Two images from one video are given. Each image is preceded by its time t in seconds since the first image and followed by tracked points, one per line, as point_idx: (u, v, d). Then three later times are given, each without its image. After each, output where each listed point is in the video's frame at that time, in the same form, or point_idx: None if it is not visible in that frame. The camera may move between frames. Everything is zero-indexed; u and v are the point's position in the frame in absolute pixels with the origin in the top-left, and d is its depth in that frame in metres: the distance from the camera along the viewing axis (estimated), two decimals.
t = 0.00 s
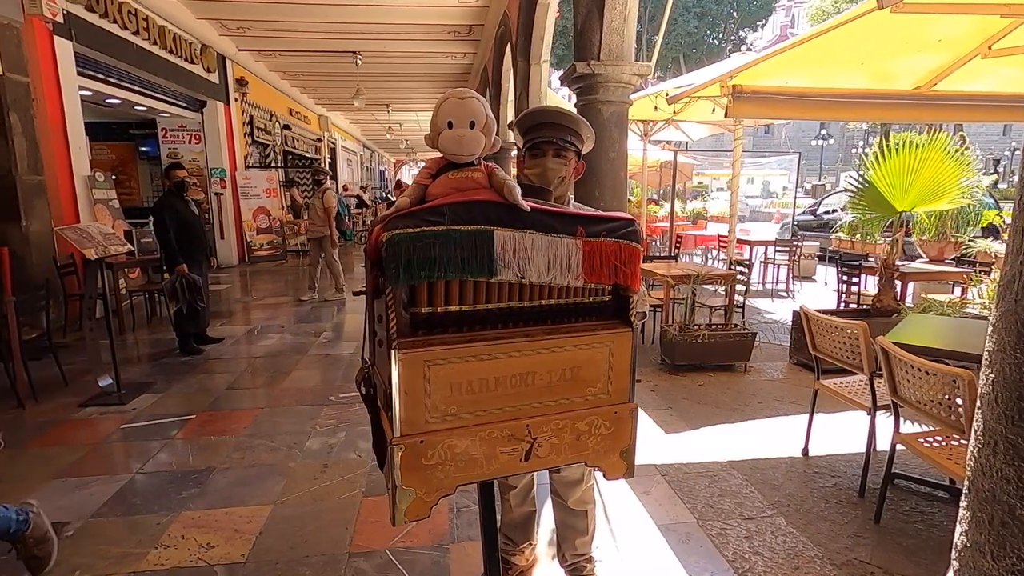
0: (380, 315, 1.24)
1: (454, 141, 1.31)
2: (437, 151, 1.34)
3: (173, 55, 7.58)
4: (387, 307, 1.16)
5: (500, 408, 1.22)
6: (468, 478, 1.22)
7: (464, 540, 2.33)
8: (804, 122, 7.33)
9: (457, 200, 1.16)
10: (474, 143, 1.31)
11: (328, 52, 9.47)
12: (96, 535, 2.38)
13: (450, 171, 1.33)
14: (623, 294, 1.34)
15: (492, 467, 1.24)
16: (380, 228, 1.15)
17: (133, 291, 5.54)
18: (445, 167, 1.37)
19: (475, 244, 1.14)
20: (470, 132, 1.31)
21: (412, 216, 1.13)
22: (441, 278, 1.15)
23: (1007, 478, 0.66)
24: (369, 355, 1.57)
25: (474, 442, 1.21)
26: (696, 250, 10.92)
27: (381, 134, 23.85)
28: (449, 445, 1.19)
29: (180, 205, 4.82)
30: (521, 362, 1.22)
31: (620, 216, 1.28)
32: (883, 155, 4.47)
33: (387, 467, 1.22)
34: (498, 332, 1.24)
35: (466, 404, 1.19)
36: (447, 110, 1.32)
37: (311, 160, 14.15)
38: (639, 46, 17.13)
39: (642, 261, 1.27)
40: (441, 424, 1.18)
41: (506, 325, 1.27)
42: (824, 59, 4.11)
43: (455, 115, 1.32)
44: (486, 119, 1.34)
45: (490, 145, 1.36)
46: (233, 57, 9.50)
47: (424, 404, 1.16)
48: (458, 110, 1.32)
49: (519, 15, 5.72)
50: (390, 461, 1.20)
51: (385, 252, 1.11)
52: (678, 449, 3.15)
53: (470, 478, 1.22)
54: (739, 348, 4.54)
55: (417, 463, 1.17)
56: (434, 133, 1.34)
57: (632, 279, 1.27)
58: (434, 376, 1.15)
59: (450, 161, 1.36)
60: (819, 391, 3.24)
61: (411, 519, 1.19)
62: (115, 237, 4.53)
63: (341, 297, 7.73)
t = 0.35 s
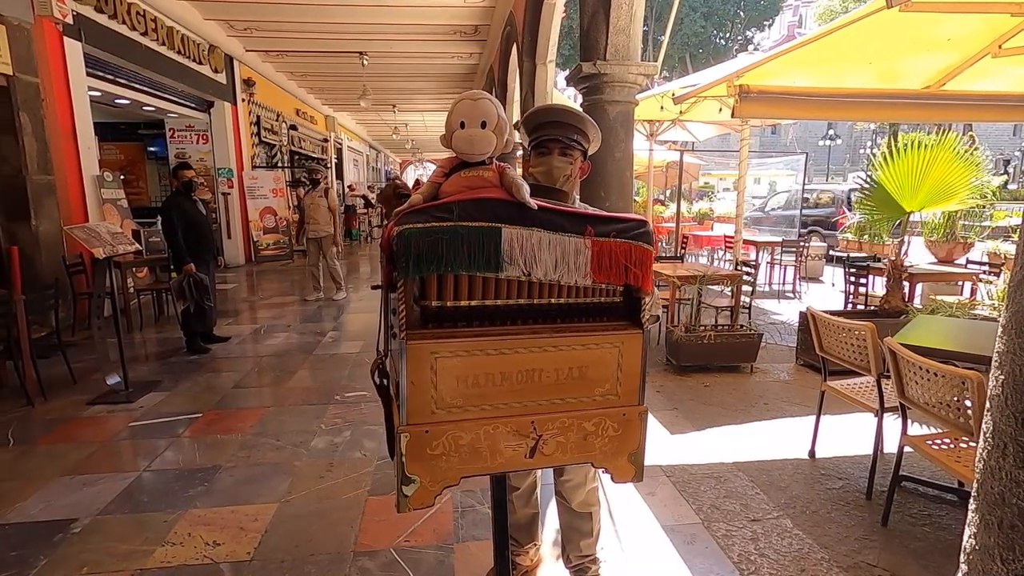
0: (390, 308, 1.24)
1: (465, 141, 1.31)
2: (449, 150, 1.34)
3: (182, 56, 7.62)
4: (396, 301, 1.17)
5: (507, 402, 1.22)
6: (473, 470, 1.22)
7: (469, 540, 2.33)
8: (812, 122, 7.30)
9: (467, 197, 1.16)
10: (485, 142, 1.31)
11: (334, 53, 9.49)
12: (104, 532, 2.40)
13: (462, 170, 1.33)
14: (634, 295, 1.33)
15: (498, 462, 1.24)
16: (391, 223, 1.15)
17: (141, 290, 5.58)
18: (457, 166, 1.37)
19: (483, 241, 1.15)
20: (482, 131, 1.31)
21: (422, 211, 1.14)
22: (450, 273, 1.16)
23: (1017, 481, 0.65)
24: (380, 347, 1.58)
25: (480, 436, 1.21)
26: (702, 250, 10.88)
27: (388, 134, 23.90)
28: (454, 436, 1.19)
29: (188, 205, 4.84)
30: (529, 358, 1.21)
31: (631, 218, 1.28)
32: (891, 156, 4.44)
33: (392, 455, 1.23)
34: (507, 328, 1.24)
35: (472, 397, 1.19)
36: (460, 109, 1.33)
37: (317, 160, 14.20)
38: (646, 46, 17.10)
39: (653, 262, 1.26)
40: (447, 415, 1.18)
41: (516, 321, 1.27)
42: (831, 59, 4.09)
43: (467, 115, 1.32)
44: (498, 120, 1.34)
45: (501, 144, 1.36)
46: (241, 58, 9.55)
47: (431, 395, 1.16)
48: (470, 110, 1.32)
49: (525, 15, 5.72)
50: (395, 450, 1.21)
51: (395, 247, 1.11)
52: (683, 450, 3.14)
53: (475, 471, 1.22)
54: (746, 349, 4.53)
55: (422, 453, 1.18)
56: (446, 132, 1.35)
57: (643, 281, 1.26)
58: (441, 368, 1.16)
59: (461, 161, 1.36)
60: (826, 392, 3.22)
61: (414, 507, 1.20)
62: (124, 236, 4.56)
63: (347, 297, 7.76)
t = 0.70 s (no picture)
0: (388, 313, 1.24)
1: (465, 141, 1.31)
2: (447, 151, 1.34)
3: (184, 56, 7.64)
4: (395, 306, 1.16)
5: (507, 407, 1.22)
6: (474, 477, 1.22)
7: (469, 540, 2.34)
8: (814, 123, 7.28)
9: (466, 200, 1.16)
10: (484, 143, 1.31)
11: (336, 53, 9.51)
12: (105, 531, 2.41)
13: (460, 170, 1.33)
14: (633, 296, 1.33)
15: (499, 467, 1.24)
16: (390, 227, 1.15)
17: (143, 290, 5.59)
18: (455, 167, 1.37)
19: (483, 244, 1.14)
20: (481, 131, 1.31)
21: (421, 214, 1.13)
22: (450, 277, 1.15)
23: (1016, 483, 0.65)
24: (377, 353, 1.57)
25: (481, 442, 1.21)
26: (704, 251, 10.87)
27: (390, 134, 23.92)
28: (455, 443, 1.19)
29: (190, 205, 4.85)
30: (529, 362, 1.21)
31: (631, 218, 1.28)
32: (893, 157, 4.43)
33: (392, 465, 1.23)
34: (506, 332, 1.24)
35: (472, 403, 1.19)
36: (459, 109, 1.33)
37: (319, 160, 14.21)
38: (648, 46, 17.09)
39: (652, 262, 1.27)
40: (448, 422, 1.18)
41: (515, 324, 1.27)
42: (833, 59, 4.09)
43: (465, 114, 1.32)
44: (496, 120, 1.35)
45: (500, 144, 1.36)
46: (243, 58, 9.57)
47: (431, 402, 1.16)
48: (469, 110, 1.32)
49: (527, 15, 5.73)
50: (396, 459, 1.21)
51: (394, 251, 1.10)
52: (684, 450, 3.14)
53: (476, 477, 1.22)
54: (747, 349, 4.52)
55: (423, 461, 1.17)
56: (445, 132, 1.35)
57: (641, 281, 1.27)
58: (441, 375, 1.16)
59: (460, 161, 1.36)
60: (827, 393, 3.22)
61: (416, 516, 1.19)
62: (126, 236, 4.57)
63: (348, 297, 7.77)
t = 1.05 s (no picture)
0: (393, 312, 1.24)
1: (470, 141, 1.31)
2: (452, 151, 1.34)
3: (184, 56, 7.64)
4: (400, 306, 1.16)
5: (510, 407, 1.22)
6: (477, 476, 1.22)
7: (469, 540, 2.33)
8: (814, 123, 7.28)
9: (472, 200, 1.16)
10: (490, 143, 1.31)
11: (337, 53, 9.51)
12: (105, 531, 2.40)
13: (465, 171, 1.33)
14: (636, 297, 1.33)
15: (502, 467, 1.24)
16: (395, 226, 1.15)
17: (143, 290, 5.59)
18: (460, 167, 1.37)
19: (488, 244, 1.14)
20: (487, 131, 1.31)
21: (427, 214, 1.13)
22: (454, 276, 1.15)
23: (1017, 483, 0.65)
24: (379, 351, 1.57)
25: (484, 441, 1.21)
26: (704, 251, 10.86)
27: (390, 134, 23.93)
28: (458, 442, 1.19)
29: (190, 204, 4.85)
30: (533, 362, 1.21)
31: (635, 219, 1.28)
32: (894, 157, 4.42)
33: (395, 464, 1.22)
34: (510, 331, 1.23)
35: (476, 402, 1.19)
36: (464, 110, 1.33)
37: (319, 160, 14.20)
38: (648, 46, 17.09)
39: (656, 263, 1.27)
40: (451, 421, 1.18)
41: (519, 324, 1.27)
42: (834, 60, 4.09)
43: (471, 115, 1.32)
44: (502, 120, 1.34)
45: (505, 145, 1.36)
46: (244, 58, 9.57)
47: (435, 401, 1.16)
48: (474, 110, 1.32)
49: (528, 15, 5.73)
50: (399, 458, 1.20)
51: (399, 250, 1.10)
52: (684, 451, 3.14)
53: (479, 476, 1.21)
54: (747, 350, 4.52)
55: (425, 459, 1.17)
56: (450, 132, 1.35)
57: (644, 282, 1.28)
58: (444, 374, 1.15)
59: (464, 161, 1.36)
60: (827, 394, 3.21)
61: (419, 515, 1.19)
62: (126, 236, 4.56)
63: (348, 297, 7.77)
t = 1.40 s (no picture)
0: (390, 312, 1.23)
1: (468, 140, 1.31)
2: (450, 149, 1.34)
3: (184, 56, 7.63)
4: (396, 306, 1.16)
5: (509, 409, 1.22)
6: (475, 478, 1.21)
7: (469, 541, 2.33)
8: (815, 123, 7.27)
9: (469, 200, 1.15)
10: (488, 142, 1.31)
11: (337, 53, 9.51)
12: (104, 531, 2.40)
13: (463, 170, 1.32)
14: (638, 298, 1.33)
15: (500, 469, 1.23)
16: (391, 226, 1.14)
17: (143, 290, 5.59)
18: (458, 166, 1.36)
19: (486, 245, 1.14)
20: (485, 130, 1.31)
21: (424, 213, 1.13)
22: (451, 277, 1.15)
23: (1020, 483, 0.65)
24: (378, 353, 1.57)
25: (483, 443, 1.20)
26: (704, 251, 10.86)
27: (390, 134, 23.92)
28: (457, 444, 1.18)
29: (191, 204, 4.85)
30: (532, 364, 1.21)
31: (636, 219, 1.27)
32: (894, 157, 4.42)
33: (393, 466, 1.22)
34: (509, 333, 1.23)
35: (474, 404, 1.19)
36: (462, 108, 1.32)
37: (319, 159, 14.20)
38: (649, 47, 17.08)
39: (658, 264, 1.26)
40: (449, 423, 1.18)
41: (519, 326, 1.26)
42: (835, 60, 4.09)
43: (470, 113, 1.31)
44: (500, 119, 1.34)
45: (503, 143, 1.36)
46: (244, 57, 9.57)
47: (432, 403, 1.16)
48: (472, 108, 1.32)
49: (528, 15, 5.72)
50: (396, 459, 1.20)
51: (395, 250, 1.10)
52: (684, 451, 3.14)
53: (477, 478, 1.21)
54: (748, 350, 4.51)
55: (423, 461, 1.17)
56: (448, 131, 1.35)
57: (645, 283, 1.27)
58: (442, 375, 1.15)
59: (462, 160, 1.36)
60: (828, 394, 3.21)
61: (416, 518, 1.19)
62: (126, 235, 4.56)
63: (348, 297, 7.76)
